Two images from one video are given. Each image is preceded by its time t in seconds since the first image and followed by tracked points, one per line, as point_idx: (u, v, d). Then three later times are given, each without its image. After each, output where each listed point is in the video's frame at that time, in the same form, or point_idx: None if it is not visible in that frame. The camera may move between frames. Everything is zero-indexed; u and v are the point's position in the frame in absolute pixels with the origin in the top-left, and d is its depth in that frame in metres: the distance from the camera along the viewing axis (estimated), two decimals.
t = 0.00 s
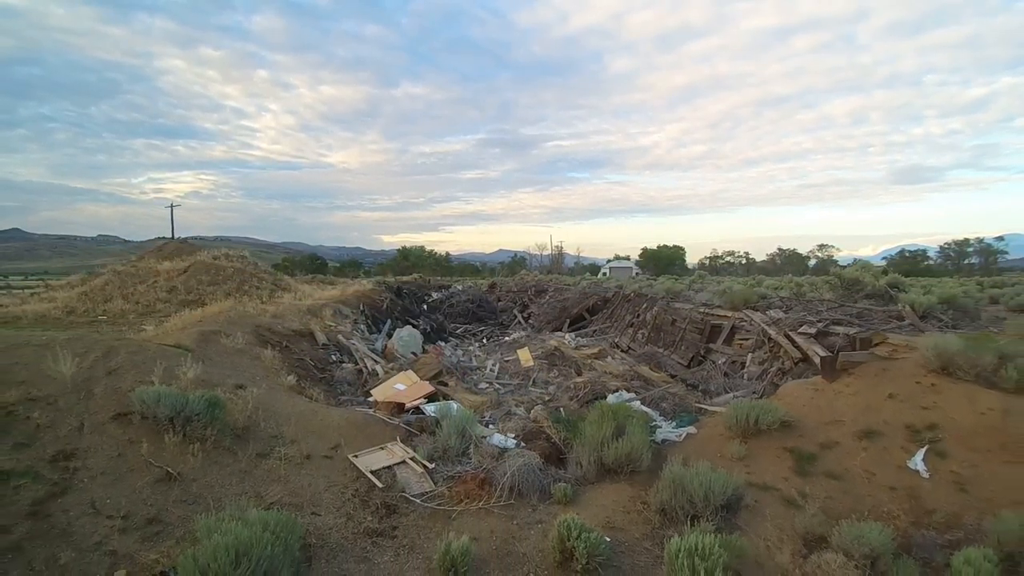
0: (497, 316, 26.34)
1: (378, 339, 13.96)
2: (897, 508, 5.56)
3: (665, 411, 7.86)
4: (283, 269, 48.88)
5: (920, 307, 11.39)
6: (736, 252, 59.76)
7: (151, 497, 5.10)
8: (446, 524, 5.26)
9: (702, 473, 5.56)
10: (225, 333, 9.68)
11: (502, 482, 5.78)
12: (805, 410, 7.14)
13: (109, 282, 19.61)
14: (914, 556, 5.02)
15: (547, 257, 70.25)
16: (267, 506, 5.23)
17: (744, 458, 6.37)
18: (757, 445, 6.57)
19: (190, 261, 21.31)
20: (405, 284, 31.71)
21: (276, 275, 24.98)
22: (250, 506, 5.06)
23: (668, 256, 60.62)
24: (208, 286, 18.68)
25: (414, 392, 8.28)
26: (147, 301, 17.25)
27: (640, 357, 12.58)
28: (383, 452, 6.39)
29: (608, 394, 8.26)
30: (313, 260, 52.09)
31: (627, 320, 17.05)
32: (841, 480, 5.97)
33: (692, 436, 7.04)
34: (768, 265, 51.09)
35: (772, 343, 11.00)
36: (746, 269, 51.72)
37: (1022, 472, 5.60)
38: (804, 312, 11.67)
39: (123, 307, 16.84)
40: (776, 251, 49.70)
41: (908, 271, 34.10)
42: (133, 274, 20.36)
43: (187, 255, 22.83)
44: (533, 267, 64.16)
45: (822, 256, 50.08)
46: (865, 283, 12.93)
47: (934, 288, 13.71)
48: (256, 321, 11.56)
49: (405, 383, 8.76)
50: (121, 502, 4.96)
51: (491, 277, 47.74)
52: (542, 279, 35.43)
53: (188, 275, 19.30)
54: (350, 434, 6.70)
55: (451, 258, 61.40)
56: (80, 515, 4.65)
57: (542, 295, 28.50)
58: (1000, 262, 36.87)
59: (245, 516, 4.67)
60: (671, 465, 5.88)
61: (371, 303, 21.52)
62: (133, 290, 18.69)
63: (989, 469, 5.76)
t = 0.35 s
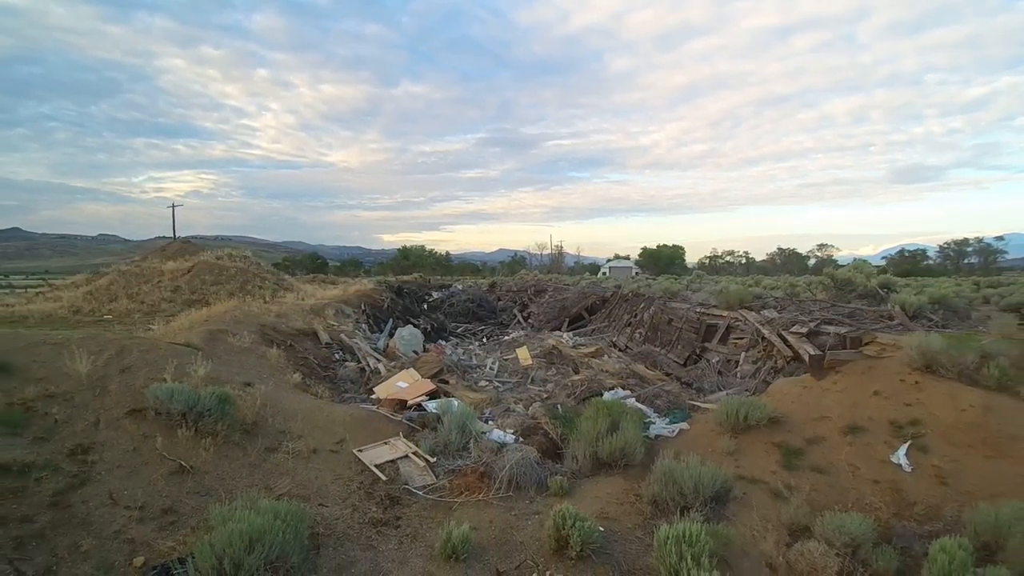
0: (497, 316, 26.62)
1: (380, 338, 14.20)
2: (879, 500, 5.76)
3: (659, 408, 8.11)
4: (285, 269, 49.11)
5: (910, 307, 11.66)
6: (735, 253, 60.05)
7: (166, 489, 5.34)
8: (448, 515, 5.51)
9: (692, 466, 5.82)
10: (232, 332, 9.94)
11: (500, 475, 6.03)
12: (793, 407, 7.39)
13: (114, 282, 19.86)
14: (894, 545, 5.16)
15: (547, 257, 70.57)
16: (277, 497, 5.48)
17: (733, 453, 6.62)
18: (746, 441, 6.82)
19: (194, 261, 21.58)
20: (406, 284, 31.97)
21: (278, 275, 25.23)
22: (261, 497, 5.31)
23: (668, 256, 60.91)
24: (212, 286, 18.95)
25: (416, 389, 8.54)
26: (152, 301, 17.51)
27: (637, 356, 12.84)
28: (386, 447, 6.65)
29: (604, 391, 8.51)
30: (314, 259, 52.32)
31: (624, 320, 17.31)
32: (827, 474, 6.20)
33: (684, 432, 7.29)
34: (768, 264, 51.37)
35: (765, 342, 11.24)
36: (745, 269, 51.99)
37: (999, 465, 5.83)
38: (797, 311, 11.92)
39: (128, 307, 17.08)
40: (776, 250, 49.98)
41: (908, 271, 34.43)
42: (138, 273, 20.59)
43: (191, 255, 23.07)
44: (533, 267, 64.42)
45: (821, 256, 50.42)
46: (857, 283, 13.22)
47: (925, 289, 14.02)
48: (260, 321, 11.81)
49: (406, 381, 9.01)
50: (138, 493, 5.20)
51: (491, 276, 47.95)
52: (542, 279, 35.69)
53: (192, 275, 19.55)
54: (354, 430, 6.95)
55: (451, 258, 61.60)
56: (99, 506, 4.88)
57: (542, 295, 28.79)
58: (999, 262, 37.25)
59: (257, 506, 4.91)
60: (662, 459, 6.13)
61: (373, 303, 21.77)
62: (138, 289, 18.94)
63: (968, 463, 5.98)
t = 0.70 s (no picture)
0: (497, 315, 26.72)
1: (381, 338, 14.33)
2: (870, 498, 5.88)
3: (655, 408, 8.24)
4: (285, 268, 49.23)
5: (905, 307, 11.79)
6: (735, 253, 60.22)
7: (172, 487, 5.46)
8: (447, 512, 5.64)
9: (686, 464, 5.94)
10: (234, 332, 10.06)
11: (499, 474, 6.15)
12: (788, 408, 7.51)
13: (116, 282, 19.98)
14: (883, 542, 5.28)
15: (547, 256, 70.76)
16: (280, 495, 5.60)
17: (728, 452, 6.75)
18: (741, 440, 6.96)
19: (196, 261, 21.71)
20: (407, 284, 32.09)
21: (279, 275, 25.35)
22: (265, 495, 5.44)
23: (668, 256, 61.03)
24: (213, 286, 19.08)
25: (416, 389, 8.67)
26: (154, 301, 17.63)
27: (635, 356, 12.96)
28: (387, 446, 6.78)
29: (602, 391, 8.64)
30: (314, 259, 52.43)
31: (623, 320, 17.41)
32: (819, 472, 6.32)
33: (680, 432, 7.42)
34: (768, 264, 51.51)
35: (762, 342, 11.35)
36: (745, 269, 52.10)
37: (988, 464, 5.95)
38: (794, 312, 12.02)
39: (130, 307, 17.20)
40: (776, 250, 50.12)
41: (908, 271, 34.54)
42: (140, 274, 20.71)
43: (192, 256, 23.20)
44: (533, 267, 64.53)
45: (821, 255, 50.56)
46: (853, 284, 13.36)
47: (922, 289, 14.15)
48: (262, 321, 11.94)
49: (407, 381, 9.14)
50: (144, 491, 5.32)
51: (491, 276, 48.04)
52: (542, 279, 35.79)
53: (194, 275, 19.68)
54: (356, 429, 7.08)
55: (451, 258, 61.71)
56: (107, 504, 5.00)
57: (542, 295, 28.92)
58: (998, 261, 37.36)
59: (261, 503, 5.03)
60: (658, 457, 6.25)
61: (373, 303, 21.90)
62: (140, 290, 19.05)
63: (958, 462, 6.10)
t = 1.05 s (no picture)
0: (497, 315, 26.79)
1: (380, 339, 14.39)
2: (865, 498, 5.94)
3: (653, 408, 8.30)
4: (285, 268, 49.24)
5: (902, 308, 11.86)
6: (735, 253, 60.29)
7: (174, 488, 5.52)
8: (447, 512, 5.70)
9: (683, 465, 6.00)
10: (234, 333, 10.11)
11: (498, 474, 6.20)
12: (784, 409, 7.57)
13: (116, 282, 20.01)
14: (878, 542, 5.34)
15: (547, 256, 70.85)
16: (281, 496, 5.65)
17: (725, 452, 6.81)
18: (737, 441, 7.02)
19: (196, 261, 21.77)
20: (406, 284, 32.14)
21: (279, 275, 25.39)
22: (266, 495, 5.49)
23: (668, 255, 61.10)
24: (213, 286, 19.12)
25: (416, 389, 8.73)
26: (154, 302, 17.66)
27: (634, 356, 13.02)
28: (387, 446, 6.84)
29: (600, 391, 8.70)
30: (314, 258, 52.47)
31: (622, 320, 17.46)
32: (815, 473, 6.38)
33: (677, 432, 7.48)
34: (768, 264, 51.59)
35: (760, 343, 11.40)
36: (745, 268, 52.17)
37: (982, 465, 6.01)
38: (792, 313, 12.07)
39: (130, 307, 17.23)
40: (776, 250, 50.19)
41: (908, 271, 34.61)
42: (140, 274, 20.75)
43: (192, 256, 23.23)
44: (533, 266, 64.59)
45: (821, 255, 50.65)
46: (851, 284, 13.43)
47: (919, 290, 14.23)
48: (262, 322, 11.98)
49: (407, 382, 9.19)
50: (146, 492, 5.37)
51: (491, 275, 48.08)
52: (542, 279, 35.84)
53: (195, 275, 19.72)
54: (356, 430, 7.13)
55: (451, 257, 61.76)
56: (109, 505, 5.05)
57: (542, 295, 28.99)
58: (998, 260, 37.47)
59: (262, 504, 5.08)
60: (655, 458, 6.31)
61: (373, 302, 21.96)
62: (140, 290, 19.09)
63: (952, 462, 6.16)
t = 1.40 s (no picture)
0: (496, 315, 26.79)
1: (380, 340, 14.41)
2: (864, 502, 5.95)
3: (653, 411, 8.30)
4: (284, 268, 49.25)
5: (903, 310, 11.85)
6: (734, 253, 60.37)
7: (173, 492, 5.52)
8: (446, 517, 5.70)
9: (683, 469, 6.00)
10: (233, 335, 10.11)
11: (497, 478, 6.20)
12: (784, 412, 7.57)
13: (116, 283, 20.01)
14: (877, 547, 5.35)
15: (547, 255, 70.89)
16: (280, 500, 5.65)
17: (724, 456, 6.82)
18: (737, 444, 7.03)
19: (196, 262, 21.78)
20: (406, 284, 32.13)
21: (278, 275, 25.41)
22: (265, 500, 5.49)
23: (668, 255, 61.09)
24: (213, 287, 19.15)
25: (415, 392, 8.74)
26: (153, 303, 17.67)
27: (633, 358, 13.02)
28: (386, 450, 6.85)
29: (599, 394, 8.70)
30: (314, 258, 52.46)
31: (622, 321, 17.45)
32: (814, 477, 6.38)
33: (676, 436, 7.48)
34: (768, 263, 51.59)
35: (760, 346, 11.38)
36: (745, 268, 52.16)
37: (981, 470, 6.01)
38: (792, 315, 12.06)
39: (129, 308, 17.25)
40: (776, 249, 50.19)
41: (907, 271, 34.62)
42: (139, 274, 20.75)
43: (191, 256, 23.24)
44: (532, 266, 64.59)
45: (820, 254, 50.69)
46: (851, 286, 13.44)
47: (919, 292, 14.22)
48: (262, 323, 11.99)
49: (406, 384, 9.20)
50: (145, 497, 5.37)
51: (491, 275, 48.07)
52: (541, 278, 35.83)
53: (194, 276, 19.73)
54: (355, 433, 7.14)
55: (451, 256, 61.77)
56: (108, 510, 5.06)
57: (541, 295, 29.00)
58: (998, 260, 37.48)
59: (261, 509, 5.08)
60: (654, 462, 6.31)
61: (372, 303, 21.99)
62: (140, 290, 19.10)
63: (952, 467, 6.16)
